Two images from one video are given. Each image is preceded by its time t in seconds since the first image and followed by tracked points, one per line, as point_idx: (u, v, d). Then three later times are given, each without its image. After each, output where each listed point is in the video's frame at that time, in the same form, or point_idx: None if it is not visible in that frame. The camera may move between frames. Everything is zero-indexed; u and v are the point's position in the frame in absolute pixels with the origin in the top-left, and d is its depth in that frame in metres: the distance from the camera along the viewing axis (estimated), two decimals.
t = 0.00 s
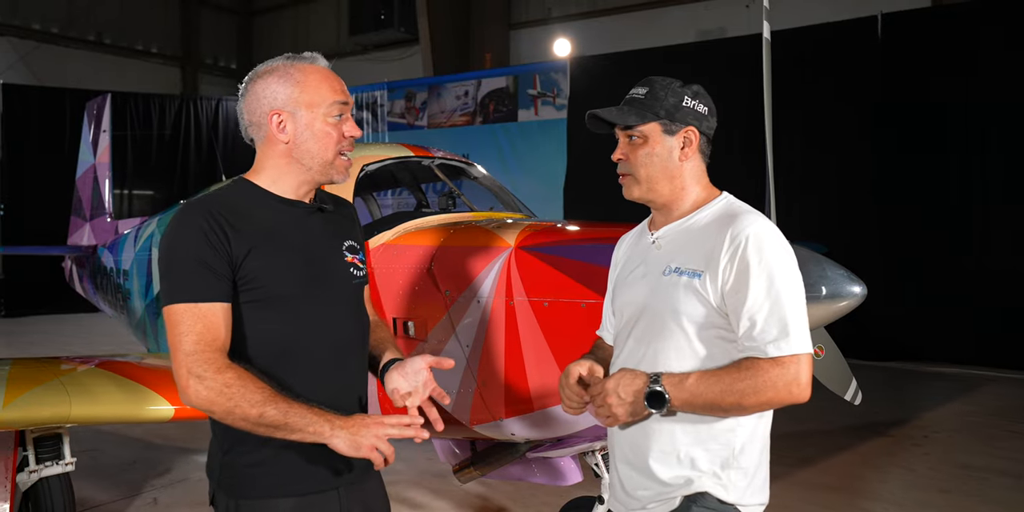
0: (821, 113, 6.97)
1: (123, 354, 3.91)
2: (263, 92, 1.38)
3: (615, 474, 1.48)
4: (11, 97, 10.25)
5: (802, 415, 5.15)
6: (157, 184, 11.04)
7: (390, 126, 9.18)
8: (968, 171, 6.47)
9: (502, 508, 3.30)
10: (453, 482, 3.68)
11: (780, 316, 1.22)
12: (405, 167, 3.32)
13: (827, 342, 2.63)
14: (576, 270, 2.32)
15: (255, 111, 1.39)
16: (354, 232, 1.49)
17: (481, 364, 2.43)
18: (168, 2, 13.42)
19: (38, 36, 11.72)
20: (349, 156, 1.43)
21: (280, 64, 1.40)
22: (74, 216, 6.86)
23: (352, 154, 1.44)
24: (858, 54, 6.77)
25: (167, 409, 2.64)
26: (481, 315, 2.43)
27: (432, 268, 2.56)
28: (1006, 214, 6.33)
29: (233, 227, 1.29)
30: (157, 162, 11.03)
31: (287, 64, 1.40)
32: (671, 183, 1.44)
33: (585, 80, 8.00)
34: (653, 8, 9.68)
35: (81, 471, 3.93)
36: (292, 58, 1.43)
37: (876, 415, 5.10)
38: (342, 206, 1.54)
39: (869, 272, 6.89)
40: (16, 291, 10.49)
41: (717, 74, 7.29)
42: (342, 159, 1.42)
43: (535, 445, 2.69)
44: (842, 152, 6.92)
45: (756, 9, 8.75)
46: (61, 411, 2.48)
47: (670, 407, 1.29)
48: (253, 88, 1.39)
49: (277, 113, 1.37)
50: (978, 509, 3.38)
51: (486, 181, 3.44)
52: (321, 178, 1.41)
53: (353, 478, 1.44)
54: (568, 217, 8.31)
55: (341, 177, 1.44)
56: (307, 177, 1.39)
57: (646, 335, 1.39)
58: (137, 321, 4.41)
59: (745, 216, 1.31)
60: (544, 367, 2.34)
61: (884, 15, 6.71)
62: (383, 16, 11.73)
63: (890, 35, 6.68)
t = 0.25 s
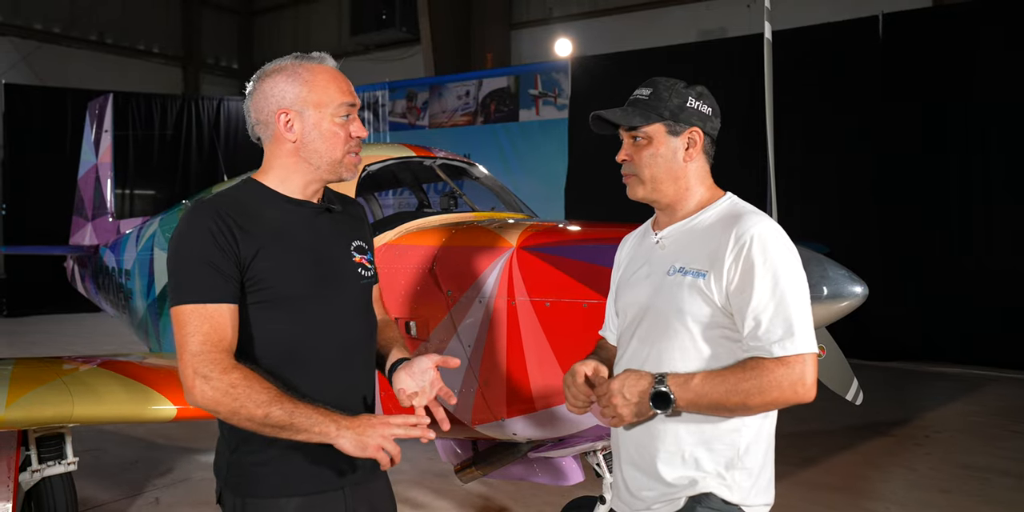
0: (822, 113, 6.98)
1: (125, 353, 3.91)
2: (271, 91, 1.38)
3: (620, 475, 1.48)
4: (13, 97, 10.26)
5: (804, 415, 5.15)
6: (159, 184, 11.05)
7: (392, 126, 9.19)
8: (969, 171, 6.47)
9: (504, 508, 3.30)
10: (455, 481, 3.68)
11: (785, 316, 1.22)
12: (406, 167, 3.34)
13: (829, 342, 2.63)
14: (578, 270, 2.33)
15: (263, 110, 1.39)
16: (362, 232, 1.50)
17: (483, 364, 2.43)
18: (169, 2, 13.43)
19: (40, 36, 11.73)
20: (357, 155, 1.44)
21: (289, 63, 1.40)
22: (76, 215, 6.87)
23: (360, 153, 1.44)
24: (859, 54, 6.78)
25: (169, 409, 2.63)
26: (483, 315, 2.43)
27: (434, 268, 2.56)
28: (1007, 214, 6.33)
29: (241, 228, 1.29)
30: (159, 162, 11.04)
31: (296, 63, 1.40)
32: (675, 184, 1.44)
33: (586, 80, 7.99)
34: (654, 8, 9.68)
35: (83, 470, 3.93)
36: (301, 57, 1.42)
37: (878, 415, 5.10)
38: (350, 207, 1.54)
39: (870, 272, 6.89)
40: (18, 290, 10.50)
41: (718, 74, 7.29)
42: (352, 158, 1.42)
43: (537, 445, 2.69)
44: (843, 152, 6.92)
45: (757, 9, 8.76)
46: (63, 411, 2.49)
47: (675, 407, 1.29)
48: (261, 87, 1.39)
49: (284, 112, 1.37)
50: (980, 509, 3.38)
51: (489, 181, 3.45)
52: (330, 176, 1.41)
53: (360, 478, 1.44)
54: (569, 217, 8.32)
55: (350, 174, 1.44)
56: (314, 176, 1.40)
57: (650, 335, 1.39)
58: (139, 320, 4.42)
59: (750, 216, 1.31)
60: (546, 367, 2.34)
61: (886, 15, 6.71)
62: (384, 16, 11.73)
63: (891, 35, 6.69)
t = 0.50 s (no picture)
0: (823, 113, 6.98)
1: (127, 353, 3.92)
2: (265, 90, 1.40)
3: (621, 474, 1.49)
4: (14, 97, 10.26)
5: (805, 415, 5.15)
6: (160, 184, 11.06)
7: (393, 126, 9.19)
8: (970, 171, 6.47)
9: (505, 508, 3.30)
10: (456, 482, 3.69)
11: (788, 316, 1.22)
12: (407, 167, 3.33)
13: (829, 342, 2.63)
14: (580, 271, 2.33)
15: (260, 111, 1.40)
16: (370, 232, 1.50)
17: (484, 364, 2.43)
18: (170, 2, 13.43)
19: (40, 36, 11.74)
20: (359, 143, 1.46)
21: (278, 63, 1.42)
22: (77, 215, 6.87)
23: (361, 140, 1.46)
24: (860, 54, 6.78)
25: (171, 409, 2.62)
26: (485, 315, 2.43)
27: (436, 269, 2.56)
28: (1008, 214, 6.33)
29: (249, 229, 1.29)
30: (159, 162, 11.03)
31: (285, 62, 1.42)
32: (677, 184, 1.44)
33: (587, 80, 8.00)
34: (655, 8, 9.68)
35: (84, 470, 3.93)
36: (289, 56, 1.45)
37: (878, 415, 5.10)
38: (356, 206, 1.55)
39: (871, 272, 6.89)
40: (19, 290, 10.50)
41: (719, 74, 7.29)
42: (354, 146, 1.44)
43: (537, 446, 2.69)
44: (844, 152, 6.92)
45: (757, 10, 8.77)
46: (66, 410, 2.49)
47: (678, 407, 1.29)
48: (255, 88, 1.41)
49: (282, 108, 1.38)
50: (981, 509, 3.38)
51: (490, 181, 3.44)
52: (335, 168, 1.42)
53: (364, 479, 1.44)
54: (570, 217, 8.32)
55: (354, 161, 1.46)
56: (319, 170, 1.40)
57: (652, 335, 1.39)
58: (140, 321, 4.42)
59: (752, 216, 1.31)
60: (547, 367, 2.35)
61: (887, 15, 6.71)
62: (385, 16, 11.72)
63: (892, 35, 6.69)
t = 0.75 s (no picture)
0: (823, 113, 6.98)
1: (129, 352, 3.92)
2: (266, 91, 1.40)
3: (623, 474, 1.49)
4: (15, 97, 10.25)
5: (806, 415, 5.15)
6: (160, 184, 11.06)
7: (393, 126, 9.19)
8: (970, 171, 6.46)
9: (506, 508, 3.30)
10: (456, 481, 3.69)
11: (789, 316, 1.22)
12: (407, 167, 3.33)
13: (830, 341, 2.63)
14: (580, 271, 2.34)
15: (261, 111, 1.40)
16: (375, 232, 1.50)
17: (485, 364, 2.43)
18: (171, 2, 13.43)
19: (41, 36, 11.74)
20: (362, 140, 1.45)
21: (277, 64, 1.43)
22: (78, 215, 6.87)
23: (364, 137, 1.46)
24: (860, 54, 6.78)
25: (172, 409, 2.62)
26: (485, 315, 2.43)
27: (436, 269, 2.56)
28: (1008, 214, 6.33)
29: (253, 227, 1.30)
30: (160, 162, 11.03)
31: (284, 63, 1.43)
32: (679, 184, 1.44)
33: (587, 80, 8.01)
34: (656, 8, 9.68)
35: (85, 470, 3.93)
36: (288, 57, 1.46)
37: (879, 415, 5.10)
38: (360, 206, 1.55)
39: (872, 272, 6.89)
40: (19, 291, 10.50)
41: (719, 74, 7.29)
42: (357, 142, 1.44)
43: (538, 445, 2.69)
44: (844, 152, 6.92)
45: (758, 10, 8.77)
46: (66, 410, 2.49)
47: (680, 407, 1.29)
48: (256, 90, 1.41)
49: (283, 108, 1.38)
50: (982, 509, 3.38)
51: (490, 181, 3.44)
52: (340, 165, 1.42)
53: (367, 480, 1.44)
54: (570, 217, 8.32)
55: (358, 158, 1.45)
56: (323, 169, 1.40)
57: (653, 335, 1.40)
58: (141, 321, 4.41)
59: (753, 216, 1.31)
60: (547, 368, 2.35)
61: (888, 15, 6.71)
62: (386, 16, 11.72)
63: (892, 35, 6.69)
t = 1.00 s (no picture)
0: (824, 113, 6.98)
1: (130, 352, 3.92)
2: (275, 92, 1.40)
3: (624, 475, 1.49)
4: (15, 96, 10.26)
5: (807, 415, 5.14)
6: (160, 184, 11.05)
7: (394, 126, 9.19)
8: (971, 171, 6.46)
9: (506, 508, 3.30)
10: (457, 481, 3.68)
11: (794, 317, 1.22)
12: (408, 167, 3.33)
13: (831, 341, 2.63)
14: (580, 270, 2.34)
15: (269, 112, 1.40)
16: (376, 233, 1.50)
17: (485, 364, 2.43)
18: (171, 2, 13.43)
19: (42, 36, 11.75)
20: (368, 144, 1.45)
21: (288, 64, 1.43)
22: (78, 216, 6.87)
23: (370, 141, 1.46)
24: (860, 54, 6.78)
25: (173, 409, 2.62)
26: (486, 315, 2.43)
27: (438, 269, 2.56)
28: (1009, 214, 6.33)
29: (257, 228, 1.30)
30: (160, 162, 11.03)
31: (295, 64, 1.43)
32: (683, 183, 1.44)
33: (588, 79, 8.01)
34: (657, 8, 9.67)
35: (86, 470, 3.93)
36: (299, 59, 1.46)
37: (880, 415, 5.10)
38: (361, 207, 1.55)
39: (872, 272, 6.89)
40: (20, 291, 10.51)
41: (720, 74, 7.29)
42: (363, 146, 1.44)
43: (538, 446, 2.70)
44: (845, 152, 6.91)
45: (759, 10, 8.78)
46: (67, 410, 2.49)
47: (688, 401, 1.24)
48: (265, 90, 1.41)
49: (291, 110, 1.39)
50: (982, 509, 3.38)
51: (490, 181, 3.45)
52: (344, 167, 1.42)
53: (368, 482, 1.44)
54: (571, 218, 8.31)
55: (364, 161, 1.45)
56: (328, 171, 1.40)
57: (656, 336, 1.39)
58: (141, 321, 4.41)
59: (757, 217, 1.31)
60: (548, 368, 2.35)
61: (888, 16, 6.71)
62: (386, 16, 11.72)
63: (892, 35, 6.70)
